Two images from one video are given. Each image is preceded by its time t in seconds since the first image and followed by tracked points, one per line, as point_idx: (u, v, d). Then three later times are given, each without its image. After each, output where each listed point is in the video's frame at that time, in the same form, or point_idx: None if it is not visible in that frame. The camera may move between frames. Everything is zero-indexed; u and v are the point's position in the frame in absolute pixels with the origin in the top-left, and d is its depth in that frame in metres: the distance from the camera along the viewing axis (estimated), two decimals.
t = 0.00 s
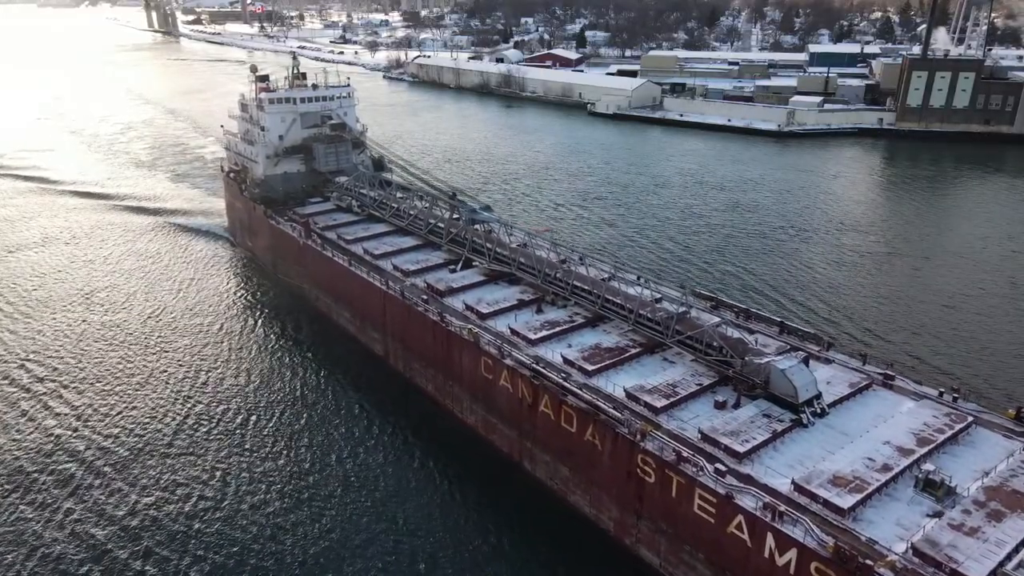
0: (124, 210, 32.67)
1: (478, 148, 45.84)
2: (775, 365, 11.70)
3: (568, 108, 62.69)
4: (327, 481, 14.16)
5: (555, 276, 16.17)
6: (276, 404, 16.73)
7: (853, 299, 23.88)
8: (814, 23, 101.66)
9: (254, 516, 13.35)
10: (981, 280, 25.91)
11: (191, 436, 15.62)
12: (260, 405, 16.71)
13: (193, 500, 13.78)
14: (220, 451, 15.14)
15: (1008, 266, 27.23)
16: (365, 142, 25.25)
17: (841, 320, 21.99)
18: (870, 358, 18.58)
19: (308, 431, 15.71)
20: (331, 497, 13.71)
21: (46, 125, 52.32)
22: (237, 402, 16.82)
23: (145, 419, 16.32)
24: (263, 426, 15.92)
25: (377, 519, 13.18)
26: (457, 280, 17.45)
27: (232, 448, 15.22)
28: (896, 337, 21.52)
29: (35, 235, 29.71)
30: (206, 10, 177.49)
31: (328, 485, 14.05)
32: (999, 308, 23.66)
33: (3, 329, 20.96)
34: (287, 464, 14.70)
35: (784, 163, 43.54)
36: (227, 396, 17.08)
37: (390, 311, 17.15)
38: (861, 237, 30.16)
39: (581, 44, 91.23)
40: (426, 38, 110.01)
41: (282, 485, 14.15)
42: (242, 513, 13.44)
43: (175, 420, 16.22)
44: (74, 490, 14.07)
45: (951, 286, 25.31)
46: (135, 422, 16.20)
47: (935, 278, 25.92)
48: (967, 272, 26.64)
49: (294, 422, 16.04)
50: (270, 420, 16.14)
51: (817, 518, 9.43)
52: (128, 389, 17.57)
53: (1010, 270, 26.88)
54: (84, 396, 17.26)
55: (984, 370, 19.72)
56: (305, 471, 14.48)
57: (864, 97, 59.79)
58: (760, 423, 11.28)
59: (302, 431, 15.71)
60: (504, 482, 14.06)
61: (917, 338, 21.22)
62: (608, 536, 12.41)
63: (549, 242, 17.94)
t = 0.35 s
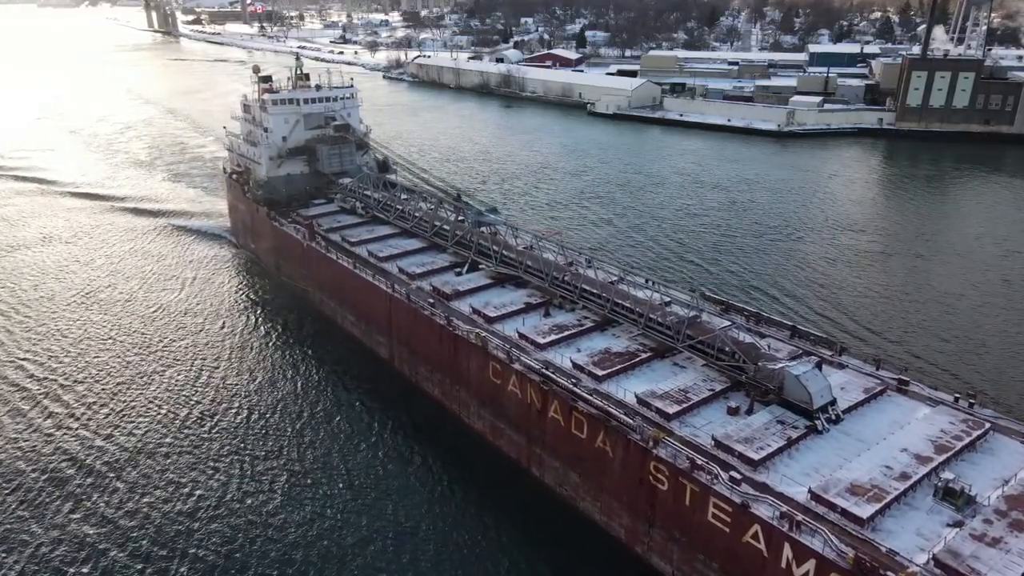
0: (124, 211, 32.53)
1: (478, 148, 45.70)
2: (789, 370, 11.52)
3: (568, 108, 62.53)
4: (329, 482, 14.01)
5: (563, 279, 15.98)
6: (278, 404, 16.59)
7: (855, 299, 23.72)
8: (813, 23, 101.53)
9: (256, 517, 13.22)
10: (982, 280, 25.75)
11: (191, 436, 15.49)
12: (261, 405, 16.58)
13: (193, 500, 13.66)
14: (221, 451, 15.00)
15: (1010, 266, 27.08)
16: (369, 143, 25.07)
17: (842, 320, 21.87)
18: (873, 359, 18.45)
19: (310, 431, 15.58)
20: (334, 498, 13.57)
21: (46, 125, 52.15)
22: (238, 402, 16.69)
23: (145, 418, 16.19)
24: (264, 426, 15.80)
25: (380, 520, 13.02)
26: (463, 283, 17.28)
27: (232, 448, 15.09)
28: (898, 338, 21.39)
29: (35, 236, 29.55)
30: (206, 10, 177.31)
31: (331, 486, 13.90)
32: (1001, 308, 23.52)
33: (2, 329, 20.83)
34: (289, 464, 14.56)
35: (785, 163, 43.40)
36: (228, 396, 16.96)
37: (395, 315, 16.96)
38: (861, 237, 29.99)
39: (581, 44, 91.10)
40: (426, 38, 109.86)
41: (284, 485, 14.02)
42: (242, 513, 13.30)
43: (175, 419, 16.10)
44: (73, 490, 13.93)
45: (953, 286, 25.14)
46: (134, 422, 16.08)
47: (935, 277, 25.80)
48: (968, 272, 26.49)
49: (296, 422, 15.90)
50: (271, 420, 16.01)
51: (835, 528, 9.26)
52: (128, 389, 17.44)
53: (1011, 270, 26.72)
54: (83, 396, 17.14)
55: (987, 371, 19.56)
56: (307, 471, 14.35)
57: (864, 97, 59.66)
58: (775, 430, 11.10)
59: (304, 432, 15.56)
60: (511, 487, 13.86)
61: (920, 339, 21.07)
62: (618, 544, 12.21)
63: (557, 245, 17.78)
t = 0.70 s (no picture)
0: (122, 211, 32.39)
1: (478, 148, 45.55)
2: (803, 376, 11.35)
3: (568, 108, 62.39)
4: (333, 482, 13.85)
5: (570, 282, 15.80)
6: (279, 403, 16.43)
7: (856, 298, 23.55)
8: (813, 23, 101.46)
9: (258, 516, 13.06)
10: (982, 279, 25.59)
11: (192, 435, 15.35)
12: (263, 404, 16.42)
13: (194, 499, 13.51)
14: (223, 451, 14.84)
15: (1011, 266, 26.91)
16: (372, 144, 24.88)
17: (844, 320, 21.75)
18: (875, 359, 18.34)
19: (312, 431, 15.43)
20: (337, 499, 13.43)
21: (44, 125, 51.99)
22: (240, 401, 16.54)
23: (145, 418, 16.04)
24: (265, 425, 15.64)
25: (385, 522, 12.86)
26: (469, 286, 17.10)
27: (234, 447, 14.94)
28: (901, 337, 21.23)
29: (33, 236, 29.36)
30: (206, 11, 177.20)
31: (334, 487, 13.75)
32: (1002, 308, 23.34)
33: (1, 329, 20.68)
34: (292, 464, 14.41)
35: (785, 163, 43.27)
36: (229, 395, 16.81)
37: (401, 318, 16.79)
38: (860, 236, 29.82)
39: (580, 44, 91.00)
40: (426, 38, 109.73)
41: (286, 484, 13.87)
42: (245, 513, 13.15)
43: (176, 418, 15.95)
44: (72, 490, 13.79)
45: (953, 286, 24.97)
46: (135, 421, 15.94)
47: (935, 277, 25.66)
48: (967, 271, 26.32)
49: (298, 422, 15.75)
50: (273, 420, 15.85)
51: (854, 538, 9.09)
52: (128, 388, 17.30)
53: (1012, 270, 26.57)
54: (83, 396, 17.00)
55: (990, 371, 19.39)
56: (309, 471, 14.19)
57: (864, 97, 59.56)
58: (790, 436, 10.92)
59: (307, 432, 15.40)
60: (519, 493, 13.67)
61: (922, 340, 20.89)
62: (629, 552, 12.01)
63: (563, 247, 17.62)
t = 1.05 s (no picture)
0: (121, 211, 32.22)
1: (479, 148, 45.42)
2: (818, 382, 11.17)
3: (567, 108, 62.25)
4: (337, 487, 13.80)
5: (578, 285, 15.63)
6: (282, 406, 16.37)
7: (857, 299, 23.36)
8: (812, 23, 101.24)
9: (262, 521, 13.03)
10: (983, 280, 25.38)
11: (195, 438, 15.31)
12: (266, 407, 16.38)
13: (198, 503, 13.48)
14: (225, 454, 14.80)
15: (1012, 266, 26.72)
16: (375, 145, 24.70)
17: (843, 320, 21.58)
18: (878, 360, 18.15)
19: (315, 434, 15.38)
20: (339, 502, 13.41)
21: (43, 125, 51.81)
22: (243, 404, 16.50)
23: (147, 420, 16.00)
24: (269, 429, 15.60)
25: (389, 528, 12.81)
26: (475, 289, 16.94)
27: (236, 450, 14.90)
28: (903, 337, 21.06)
29: (31, 236, 29.20)
30: (205, 11, 177.07)
31: (338, 492, 13.68)
32: (1004, 308, 23.11)
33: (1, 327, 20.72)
34: (297, 468, 14.36)
35: (785, 163, 43.09)
36: (232, 397, 16.77)
37: (406, 322, 16.61)
38: (858, 236, 29.68)
39: (580, 44, 90.80)
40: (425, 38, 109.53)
41: (290, 488, 13.83)
42: (248, 518, 13.12)
43: (178, 421, 15.92)
44: (74, 492, 13.76)
45: (953, 286, 24.75)
46: (138, 422, 15.92)
47: (936, 277, 25.44)
48: (968, 271, 26.11)
49: (302, 425, 15.68)
50: (276, 423, 15.80)
51: (873, 549, 8.92)
52: (130, 389, 17.25)
53: (1013, 270, 26.38)
54: (84, 396, 16.96)
55: (993, 371, 19.20)
56: (313, 475, 14.15)
57: (863, 97, 59.39)
58: (805, 444, 10.74)
59: (310, 435, 15.34)
60: (526, 499, 13.50)
61: (925, 340, 20.71)
62: (639, 560, 11.85)
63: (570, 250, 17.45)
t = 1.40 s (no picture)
0: (119, 212, 32.03)
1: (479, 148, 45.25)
2: (833, 388, 10.99)
3: (567, 108, 62.08)
4: (340, 490, 13.68)
5: (586, 288, 15.44)
6: (284, 408, 16.26)
7: (857, 298, 23.17)
8: (812, 24, 101.05)
9: (263, 523, 12.93)
10: (983, 280, 25.10)
11: (196, 439, 15.20)
12: (268, 409, 16.24)
13: (199, 504, 13.39)
14: (227, 455, 14.69)
15: (1013, 266, 26.50)
16: (378, 146, 24.50)
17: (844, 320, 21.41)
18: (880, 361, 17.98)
19: (318, 437, 15.23)
20: (342, 505, 13.30)
21: (41, 125, 51.60)
22: (244, 405, 16.36)
23: (148, 420, 15.88)
24: (270, 430, 15.47)
25: (394, 531, 12.69)
26: (482, 292, 16.75)
27: (238, 452, 14.79)
28: (905, 337, 20.85)
29: (29, 236, 29.00)
30: (205, 11, 176.90)
31: (342, 494, 13.56)
32: (1005, 308, 22.90)
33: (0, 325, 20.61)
34: (299, 470, 14.24)
35: (784, 162, 42.92)
36: (233, 398, 16.64)
37: (412, 326, 16.42)
38: (857, 235, 29.50)
39: (579, 44, 90.61)
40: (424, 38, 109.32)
41: (293, 490, 13.71)
42: (249, 519, 13.02)
43: (179, 421, 15.81)
44: (73, 492, 13.66)
45: (953, 286, 24.53)
46: (139, 423, 15.80)
47: (936, 277, 25.24)
48: (968, 272, 25.88)
49: (304, 427, 15.55)
50: (278, 424, 15.67)
51: (893, 560, 8.75)
52: (129, 388, 17.14)
53: (1013, 269, 26.19)
54: (84, 396, 16.85)
55: (996, 372, 19.01)
56: (316, 478, 14.02)
57: (863, 97, 59.19)
58: (821, 451, 10.57)
59: (313, 437, 15.20)
60: (534, 505, 13.31)
61: (926, 340, 20.53)
62: (651, 568, 11.67)
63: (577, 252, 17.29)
